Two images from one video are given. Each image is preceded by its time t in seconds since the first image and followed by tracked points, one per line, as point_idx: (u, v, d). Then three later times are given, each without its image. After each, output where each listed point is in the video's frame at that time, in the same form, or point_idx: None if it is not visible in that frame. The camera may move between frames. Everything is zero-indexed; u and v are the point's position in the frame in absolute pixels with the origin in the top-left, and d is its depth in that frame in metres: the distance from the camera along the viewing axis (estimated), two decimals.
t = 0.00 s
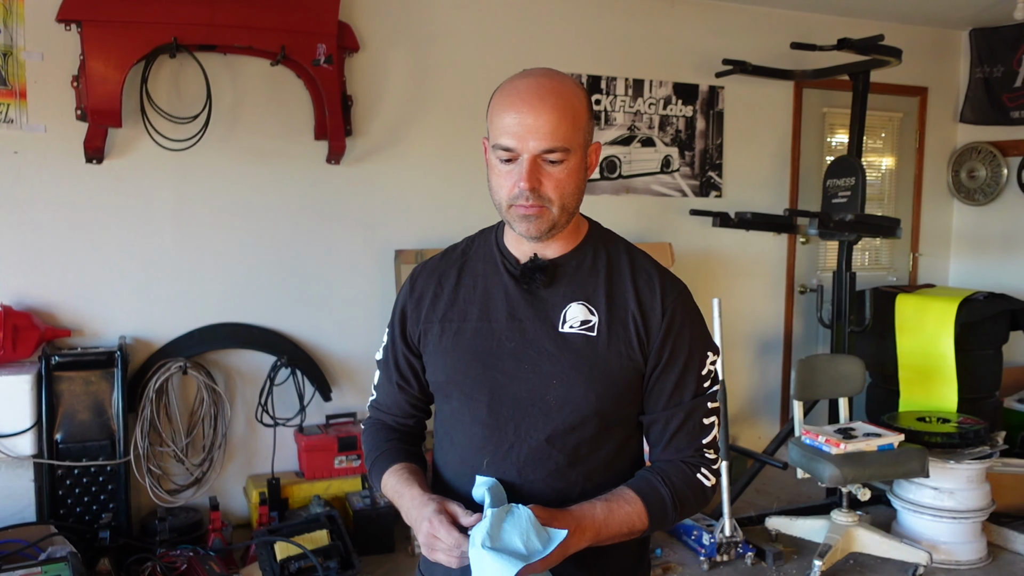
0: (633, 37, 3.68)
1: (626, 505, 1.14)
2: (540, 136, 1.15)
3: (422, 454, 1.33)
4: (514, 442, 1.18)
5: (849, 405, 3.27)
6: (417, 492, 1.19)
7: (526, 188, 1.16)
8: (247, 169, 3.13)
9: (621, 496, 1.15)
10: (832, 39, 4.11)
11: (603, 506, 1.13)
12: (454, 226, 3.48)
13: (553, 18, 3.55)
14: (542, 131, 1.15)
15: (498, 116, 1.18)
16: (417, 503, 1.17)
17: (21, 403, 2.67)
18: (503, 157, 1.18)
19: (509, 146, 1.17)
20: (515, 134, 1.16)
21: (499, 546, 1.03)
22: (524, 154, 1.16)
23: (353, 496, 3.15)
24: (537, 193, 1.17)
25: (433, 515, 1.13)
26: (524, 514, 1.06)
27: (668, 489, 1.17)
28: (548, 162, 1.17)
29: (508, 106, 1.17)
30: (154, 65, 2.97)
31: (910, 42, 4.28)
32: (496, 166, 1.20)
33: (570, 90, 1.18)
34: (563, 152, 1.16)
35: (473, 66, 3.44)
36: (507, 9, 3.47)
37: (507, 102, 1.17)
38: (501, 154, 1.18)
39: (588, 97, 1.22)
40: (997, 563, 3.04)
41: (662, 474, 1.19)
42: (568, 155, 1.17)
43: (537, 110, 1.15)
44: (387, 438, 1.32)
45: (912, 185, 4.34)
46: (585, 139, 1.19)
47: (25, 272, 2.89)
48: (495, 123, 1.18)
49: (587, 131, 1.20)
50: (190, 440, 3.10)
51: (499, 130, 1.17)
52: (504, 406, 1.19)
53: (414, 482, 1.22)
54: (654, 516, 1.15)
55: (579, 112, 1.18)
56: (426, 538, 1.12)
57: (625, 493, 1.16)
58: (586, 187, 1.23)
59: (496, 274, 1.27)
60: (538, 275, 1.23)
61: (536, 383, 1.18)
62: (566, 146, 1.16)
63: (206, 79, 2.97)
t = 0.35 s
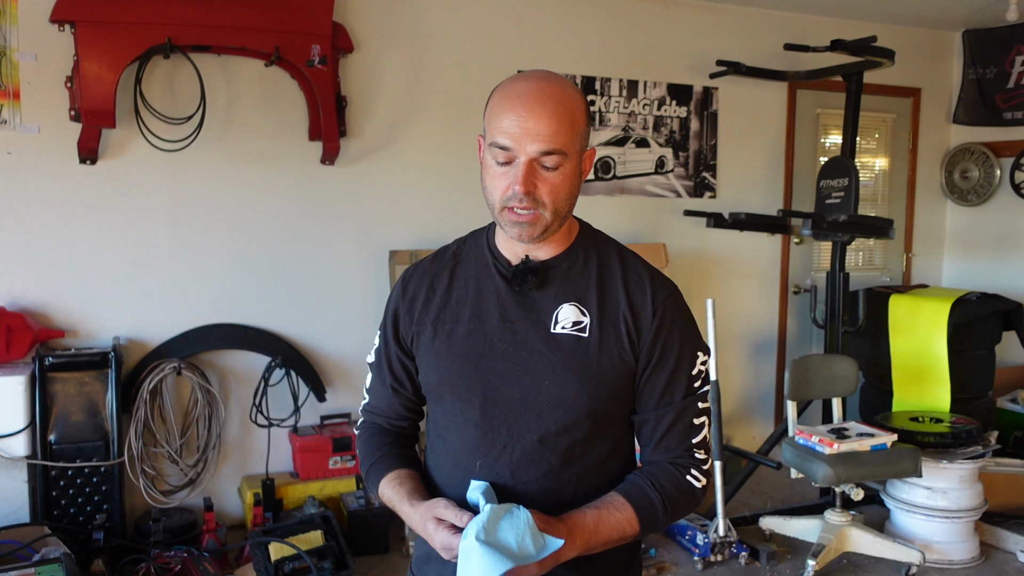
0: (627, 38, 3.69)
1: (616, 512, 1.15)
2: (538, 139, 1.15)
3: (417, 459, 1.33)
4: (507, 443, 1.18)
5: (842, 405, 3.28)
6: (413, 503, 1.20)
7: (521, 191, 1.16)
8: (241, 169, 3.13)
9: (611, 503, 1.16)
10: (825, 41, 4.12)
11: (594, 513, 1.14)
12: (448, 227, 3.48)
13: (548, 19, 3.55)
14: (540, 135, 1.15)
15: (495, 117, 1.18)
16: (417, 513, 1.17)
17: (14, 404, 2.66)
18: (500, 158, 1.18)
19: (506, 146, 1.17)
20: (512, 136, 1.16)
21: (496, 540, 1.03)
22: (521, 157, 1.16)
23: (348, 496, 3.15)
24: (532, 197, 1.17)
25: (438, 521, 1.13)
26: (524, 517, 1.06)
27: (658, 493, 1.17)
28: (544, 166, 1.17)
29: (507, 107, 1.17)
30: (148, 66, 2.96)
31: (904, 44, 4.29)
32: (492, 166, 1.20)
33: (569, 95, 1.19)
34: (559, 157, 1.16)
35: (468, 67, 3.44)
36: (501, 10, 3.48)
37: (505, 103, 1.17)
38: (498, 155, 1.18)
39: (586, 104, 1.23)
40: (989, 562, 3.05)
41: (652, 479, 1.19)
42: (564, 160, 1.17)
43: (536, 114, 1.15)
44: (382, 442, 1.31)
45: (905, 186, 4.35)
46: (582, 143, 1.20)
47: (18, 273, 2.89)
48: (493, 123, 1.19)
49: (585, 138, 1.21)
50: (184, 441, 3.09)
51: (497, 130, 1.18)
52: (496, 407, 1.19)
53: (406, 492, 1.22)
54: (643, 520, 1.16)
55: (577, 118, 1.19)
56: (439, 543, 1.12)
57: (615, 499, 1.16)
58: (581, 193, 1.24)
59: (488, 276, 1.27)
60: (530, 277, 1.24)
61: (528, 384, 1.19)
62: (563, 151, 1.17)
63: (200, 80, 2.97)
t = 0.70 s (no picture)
0: (623, 38, 3.69)
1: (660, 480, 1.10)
2: (557, 136, 1.15)
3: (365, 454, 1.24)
4: (505, 437, 1.18)
5: (838, 404, 3.28)
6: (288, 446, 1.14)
7: (533, 185, 1.16)
8: (236, 169, 3.12)
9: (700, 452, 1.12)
10: (821, 41, 4.13)
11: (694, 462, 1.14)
12: (444, 226, 3.48)
13: (544, 18, 3.55)
14: (562, 131, 1.15)
15: (516, 108, 1.17)
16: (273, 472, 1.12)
17: (9, 404, 2.65)
18: (515, 149, 1.18)
19: (523, 138, 1.17)
20: (531, 129, 1.16)
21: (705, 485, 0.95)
22: (538, 151, 1.16)
23: (344, 496, 3.14)
24: (542, 192, 1.17)
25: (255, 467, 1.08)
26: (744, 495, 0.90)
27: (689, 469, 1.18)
28: (559, 162, 1.17)
29: (529, 101, 1.16)
30: (143, 65, 2.96)
31: (899, 44, 4.30)
32: (504, 156, 1.20)
33: (589, 96, 1.19)
34: (574, 155, 1.17)
35: (464, 66, 3.44)
36: (497, 9, 3.47)
37: (529, 95, 1.17)
38: (513, 146, 1.18)
39: (603, 108, 1.23)
40: (985, 561, 3.05)
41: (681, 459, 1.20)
42: (578, 159, 1.18)
43: (559, 111, 1.15)
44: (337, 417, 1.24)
45: (901, 185, 4.36)
46: (595, 145, 1.21)
47: (12, 272, 2.88)
48: (512, 112, 1.18)
49: (598, 140, 1.22)
50: (179, 441, 3.09)
51: (515, 121, 1.17)
52: (495, 400, 1.19)
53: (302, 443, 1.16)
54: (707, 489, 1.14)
55: (595, 118, 1.19)
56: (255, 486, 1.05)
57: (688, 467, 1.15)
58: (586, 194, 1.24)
59: (485, 271, 1.26)
60: (528, 270, 1.23)
61: (527, 378, 1.18)
62: (579, 150, 1.17)
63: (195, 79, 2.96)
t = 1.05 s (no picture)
0: (621, 36, 3.69)
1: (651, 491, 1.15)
2: (554, 143, 1.14)
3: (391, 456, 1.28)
4: (510, 442, 1.18)
5: (837, 403, 3.29)
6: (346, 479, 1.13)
7: (537, 195, 1.16)
8: (234, 168, 3.12)
9: (678, 490, 1.15)
10: (819, 40, 4.13)
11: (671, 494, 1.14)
12: (443, 225, 3.47)
13: (542, 17, 3.55)
14: (558, 138, 1.14)
15: (509, 119, 1.16)
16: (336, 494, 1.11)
17: (6, 403, 2.65)
18: (513, 162, 1.16)
19: (520, 150, 1.15)
20: (528, 140, 1.15)
21: (643, 518, 0.98)
22: (537, 160, 1.15)
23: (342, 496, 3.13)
24: (547, 200, 1.16)
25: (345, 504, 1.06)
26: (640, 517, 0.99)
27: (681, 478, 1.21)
28: (560, 169, 1.16)
29: (521, 110, 1.15)
30: (140, 63, 2.95)
31: (897, 42, 4.30)
32: (503, 169, 1.18)
33: (581, 95, 1.17)
34: (574, 160, 1.15)
35: (462, 65, 3.44)
36: (495, 8, 3.47)
37: (519, 105, 1.15)
38: (511, 158, 1.17)
39: (595, 105, 1.22)
40: (983, 560, 3.06)
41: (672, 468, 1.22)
42: (578, 162, 1.16)
43: (552, 117, 1.14)
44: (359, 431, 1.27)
45: (898, 184, 4.36)
46: (593, 144, 1.19)
47: (9, 271, 2.87)
48: (505, 127, 1.17)
49: (594, 139, 1.20)
50: (177, 440, 3.09)
51: (510, 133, 1.16)
52: (500, 404, 1.18)
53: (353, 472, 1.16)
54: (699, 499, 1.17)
55: (590, 117, 1.18)
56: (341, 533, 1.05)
57: (672, 485, 1.17)
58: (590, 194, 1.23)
59: (489, 273, 1.26)
60: (535, 274, 1.23)
61: (534, 383, 1.18)
62: (577, 154, 1.16)
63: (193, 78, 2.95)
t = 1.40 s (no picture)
0: (621, 35, 3.69)
1: (614, 507, 1.15)
2: (555, 144, 1.13)
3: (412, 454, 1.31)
4: (508, 443, 1.17)
5: (836, 402, 3.29)
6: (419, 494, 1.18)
7: (542, 197, 1.15)
8: (234, 167, 3.11)
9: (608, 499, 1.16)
10: (819, 39, 4.13)
11: (590, 510, 1.13)
12: (442, 224, 3.47)
13: (542, 16, 3.55)
14: (557, 139, 1.13)
15: (506, 122, 1.15)
16: (425, 507, 1.16)
17: (6, 402, 2.64)
18: (513, 165, 1.16)
19: (521, 154, 1.14)
20: (528, 143, 1.14)
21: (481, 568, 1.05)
22: (539, 163, 1.14)
23: (342, 495, 3.13)
24: (552, 201, 1.16)
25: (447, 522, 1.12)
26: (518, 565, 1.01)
27: (656, 492, 1.18)
28: (560, 169, 1.16)
29: (518, 112, 1.14)
30: (139, 62, 2.94)
31: (896, 41, 4.30)
32: (502, 173, 1.17)
33: (574, 93, 1.17)
34: (575, 158, 1.15)
35: (462, 64, 3.43)
36: (495, 6, 3.47)
37: (515, 108, 1.14)
38: (511, 162, 1.16)
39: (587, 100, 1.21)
40: (983, 559, 3.06)
41: (649, 478, 1.20)
42: (578, 161, 1.16)
43: (551, 118, 1.13)
44: (377, 438, 1.29)
45: (898, 183, 4.36)
46: (589, 140, 1.19)
47: (8, 270, 2.86)
48: (502, 131, 1.16)
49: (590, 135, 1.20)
50: (177, 439, 3.08)
51: (509, 137, 1.15)
52: (498, 406, 1.18)
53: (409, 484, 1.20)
54: (643, 517, 1.16)
55: (585, 115, 1.17)
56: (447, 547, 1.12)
57: (612, 496, 1.17)
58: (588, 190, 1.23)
59: (488, 274, 1.26)
60: (532, 275, 1.23)
61: (532, 384, 1.18)
62: (577, 152, 1.15)
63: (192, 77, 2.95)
